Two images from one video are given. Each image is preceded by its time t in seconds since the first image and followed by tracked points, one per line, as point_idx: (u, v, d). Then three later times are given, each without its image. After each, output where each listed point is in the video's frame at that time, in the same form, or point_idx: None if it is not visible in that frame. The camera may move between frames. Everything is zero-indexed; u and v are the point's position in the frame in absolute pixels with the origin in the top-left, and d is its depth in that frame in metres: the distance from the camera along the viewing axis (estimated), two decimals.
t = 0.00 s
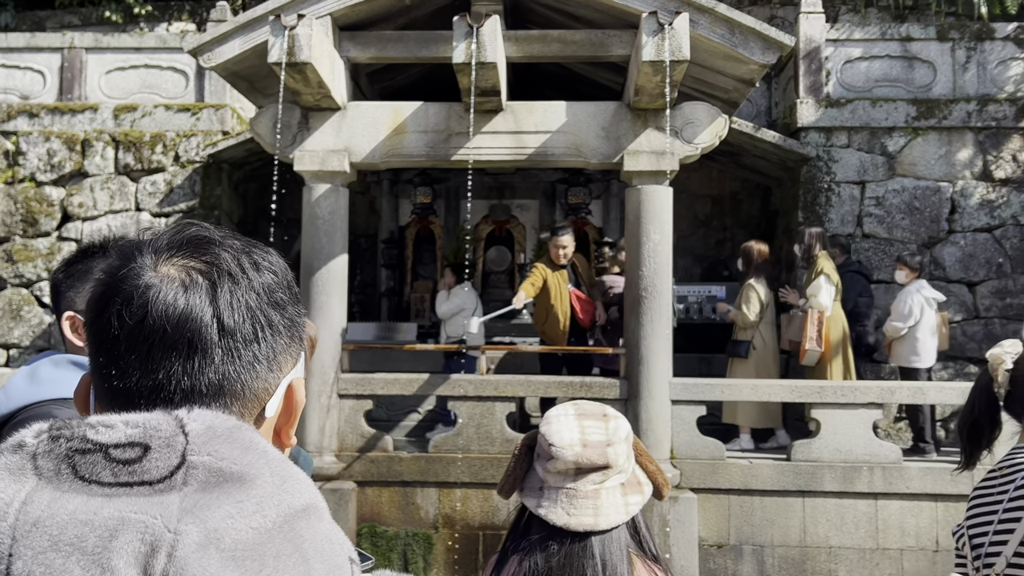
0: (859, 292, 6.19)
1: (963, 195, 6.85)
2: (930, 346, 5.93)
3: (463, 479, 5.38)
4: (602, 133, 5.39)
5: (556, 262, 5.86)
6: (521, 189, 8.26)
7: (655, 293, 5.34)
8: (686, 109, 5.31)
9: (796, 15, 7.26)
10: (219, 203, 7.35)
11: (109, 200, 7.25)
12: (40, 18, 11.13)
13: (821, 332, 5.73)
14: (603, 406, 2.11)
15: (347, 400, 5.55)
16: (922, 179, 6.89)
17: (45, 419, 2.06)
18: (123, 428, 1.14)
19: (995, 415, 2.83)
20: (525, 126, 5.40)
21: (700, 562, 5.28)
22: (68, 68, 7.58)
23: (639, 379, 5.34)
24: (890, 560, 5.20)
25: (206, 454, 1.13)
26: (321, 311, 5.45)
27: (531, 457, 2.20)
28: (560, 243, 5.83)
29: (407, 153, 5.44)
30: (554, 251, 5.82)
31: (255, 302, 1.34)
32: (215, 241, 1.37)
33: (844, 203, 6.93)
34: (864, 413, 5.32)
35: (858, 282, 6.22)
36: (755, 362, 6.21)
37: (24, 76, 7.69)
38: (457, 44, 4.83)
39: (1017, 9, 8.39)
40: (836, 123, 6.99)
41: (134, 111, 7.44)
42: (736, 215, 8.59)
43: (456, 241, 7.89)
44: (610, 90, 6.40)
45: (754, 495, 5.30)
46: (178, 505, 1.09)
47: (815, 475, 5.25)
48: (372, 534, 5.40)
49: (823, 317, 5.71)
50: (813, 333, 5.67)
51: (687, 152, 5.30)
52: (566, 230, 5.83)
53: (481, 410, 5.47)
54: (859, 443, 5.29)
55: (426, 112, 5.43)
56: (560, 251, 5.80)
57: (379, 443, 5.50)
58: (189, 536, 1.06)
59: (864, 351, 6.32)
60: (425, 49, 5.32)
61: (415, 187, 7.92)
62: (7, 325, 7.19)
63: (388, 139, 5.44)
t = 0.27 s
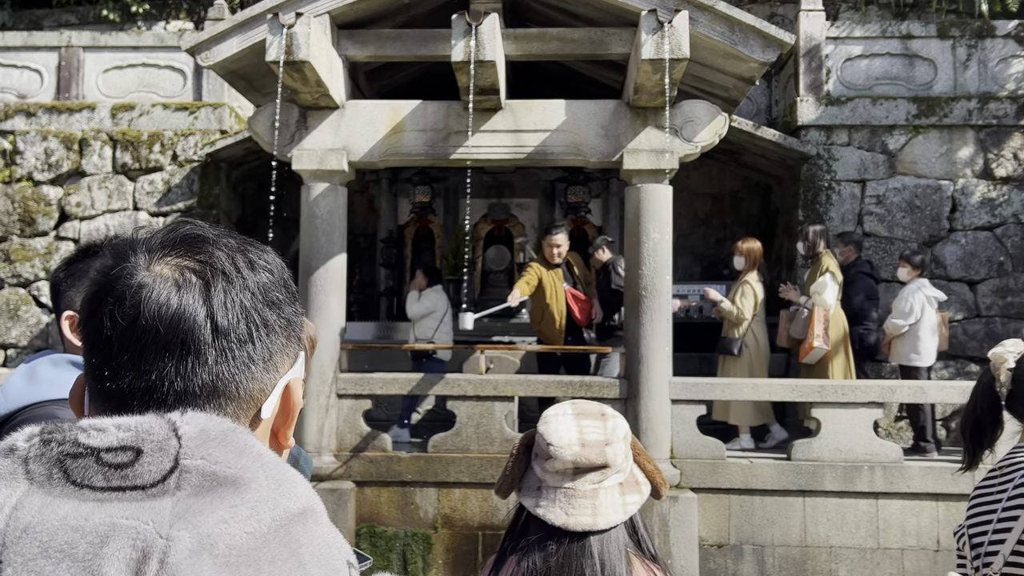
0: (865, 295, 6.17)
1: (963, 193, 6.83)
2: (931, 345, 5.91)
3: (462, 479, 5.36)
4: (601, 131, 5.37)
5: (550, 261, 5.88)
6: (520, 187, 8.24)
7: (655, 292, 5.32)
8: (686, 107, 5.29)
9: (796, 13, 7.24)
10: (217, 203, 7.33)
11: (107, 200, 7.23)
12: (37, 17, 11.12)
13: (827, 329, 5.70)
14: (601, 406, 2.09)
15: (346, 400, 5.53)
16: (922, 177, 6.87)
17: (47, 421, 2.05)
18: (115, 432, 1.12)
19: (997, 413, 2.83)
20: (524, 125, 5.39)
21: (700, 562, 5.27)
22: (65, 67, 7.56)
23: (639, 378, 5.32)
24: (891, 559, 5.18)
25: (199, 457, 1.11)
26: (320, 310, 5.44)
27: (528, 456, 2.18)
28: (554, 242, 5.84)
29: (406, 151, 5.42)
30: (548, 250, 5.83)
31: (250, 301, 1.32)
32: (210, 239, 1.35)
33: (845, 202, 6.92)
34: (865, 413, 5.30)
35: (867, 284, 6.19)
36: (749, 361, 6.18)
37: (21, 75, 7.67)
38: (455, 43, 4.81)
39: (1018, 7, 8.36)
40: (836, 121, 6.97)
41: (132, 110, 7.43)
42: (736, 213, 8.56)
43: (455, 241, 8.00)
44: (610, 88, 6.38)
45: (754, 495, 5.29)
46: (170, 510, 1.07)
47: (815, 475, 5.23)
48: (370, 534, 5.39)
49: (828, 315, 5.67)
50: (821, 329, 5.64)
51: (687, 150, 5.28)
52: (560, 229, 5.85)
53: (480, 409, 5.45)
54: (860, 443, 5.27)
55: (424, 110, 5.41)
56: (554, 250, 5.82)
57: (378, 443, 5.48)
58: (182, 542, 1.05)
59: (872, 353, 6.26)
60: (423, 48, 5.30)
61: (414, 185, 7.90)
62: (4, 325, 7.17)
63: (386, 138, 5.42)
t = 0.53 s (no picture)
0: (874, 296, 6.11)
1: (964, 192, 6.81)
2: (931, 343, 5.90)
3: (461, 479, 5.34)
4: (600, 131, 5.35)
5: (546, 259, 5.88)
6: (519, 186, 8.23)
7: (654, 291, 5.30)
8: (685, 106, 5.27)
9: (796, 12, 7.22)
10: (214, 203, 7.32)
11: (104, 200, 7.22)
12: (34, 17, 11.10)
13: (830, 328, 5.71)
14: (599, 405, 2.07)
15: (344, 400, 5.51)
16: (922, 176, 6.85)
17: (48, 421, 2.03)
18: (114, 433, 1.11)
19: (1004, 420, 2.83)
20: (523, 124, 5.37)
21: (700, 562, 5.25)
22: (62, 67, 7.55)
23: (638, 378, 5.30)
24: (891, 559, 5.17)
25: (199, 459, 1.10)
26: (319, 310, 5.42)
27: (526, 456, 2.16)
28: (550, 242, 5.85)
29: (405, 151, 5.39)
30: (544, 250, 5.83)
31: (251, 302, 1.30)
32: (211, 239, 1.33)
33: (845, 201, 6.90)
34: (865, 412, 5.28)
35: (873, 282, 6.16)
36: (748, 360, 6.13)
37: (18, 75, 7.65)
38: (453, 42, 4.79)
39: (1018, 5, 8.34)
40: (836, 120, 6.95)
41: (129, 110, 7.41)
42: (735, 213, 8.54)
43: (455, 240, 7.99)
44: (608, 87, 6.36)
45: (754, 494, 5.27)
46: (170, 512, 1.05)
47: (815, 474, 5.21)
48: (369, 534, 5.37)
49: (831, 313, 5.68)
50: (825, 328, 5.67)
51: (686, 149, 5.26)
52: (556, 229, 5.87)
53: (479, 409, 5.43)
54: (860, 442, 5.26)
55: (423, 109, 5.39)
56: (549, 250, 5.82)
57: (376, 443, 5.46)
58: (181, 544, 1.03)
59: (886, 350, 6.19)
60: (422, 47, 5.28)
61: (413, 185, 7.84)
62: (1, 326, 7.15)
63: (385, 137, 5.40)
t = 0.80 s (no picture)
0: (874, 294, 6.04)
1: (964, 192, 6.80)
2: (932, 343, 5.89)
3: (460, 480, 5.33)
4: (599, 130, 5.34)
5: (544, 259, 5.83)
6: (518, 186, 8.23)
7: (654, 292, 5.28)
8: (684, 106, 5.25)
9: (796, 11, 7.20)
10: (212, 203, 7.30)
11: (102, 200, 7.20)
12: (31, 17, 11.09)
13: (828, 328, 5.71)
14: (598, 406, 2.05)
15: (343, 401, 5.49)
16: (922, 175, 6.84)
17: (50, 422, 2.02)
18: (115, 436, 1.08)
19: None
20: (521, 124, 5.35)
21: (700, 563, 5.23)
22: (59, 67, 7.53)
23: (638, 378, 5.29)
24: (891, 560, 5.15)
25: (200, 462, 1.08)
26: (317, 311, 5.40)
27: (525, 457, 2.14)
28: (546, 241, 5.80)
29: (403, 150, 5.38)
30: (541, 250, 5.78)
31: (249, 307, 1.28)
32: (208, 243, 1.30)
33: (845, 200, 6.89)
34: (865, 412, 5.26)
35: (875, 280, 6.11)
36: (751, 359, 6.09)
37: (15, 75, 7.63)
38: (452, 41, 4.77)
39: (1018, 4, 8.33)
40: (836, 119, 6.93)
41: (127, 110, 7.39)
42: (735, 213, 8.51)
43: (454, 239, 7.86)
44: (607, 86, 6.34)
45: (753, 495, 5.25)
46: (171, 515, 1.04)
47: (815, 475, 5.20)
48: (368, 536, 5.35)
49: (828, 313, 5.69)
50: (822, 328, 5.66)
51: (685, 149, 5.25)
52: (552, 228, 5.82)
53: (478, 410, 5.42)
54: (860, 443, 5.24)
55: (421, 109, 5.38)
56: (547, 249, 5.77)
57: (375, 444, 5.44)
58: (182, 548, 1.01)
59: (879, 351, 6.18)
60: (420, 46, 5.26)
61: (412, 186, 7.67)
62: None
63: (383, 137, 5.38)
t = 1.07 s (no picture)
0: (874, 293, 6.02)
1: (964, 191, 6.79)
2: (933, 343, 5.88)
3: (459, 482, 5.31)
4: (599, 130, 5.32)
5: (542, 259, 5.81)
6: (517, 187, 8.22)
7: (653, 292, 5.27)
8: (684, 106, 5.24)
9: (795, 10, 7.19)
10: (210, 203, 7.28)
11: (99, 201, 7.18)
12: (28, 17, 11.08)
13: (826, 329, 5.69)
14: (598, 406, 2.04)
15: (342, 402, 5.48)
16: (922, 175, 6.83)
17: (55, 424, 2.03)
18: (112, 439, 1.06)
19: None
20: (520, 124, 5.34)
21: (700, 564, 5.22)
22: (57, 67, 7.51)
23: (637, 379, 5.27)
24: (892, 561, 5.13)
25: (197, 465, 1.06)
26: (316, 312, 5.39)
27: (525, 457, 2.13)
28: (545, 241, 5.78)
29: (402, 151, 5.36)
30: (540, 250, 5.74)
31: (239, 320, 1.26)
32: (194, 255, 1.27)
33: (845, 200, 6.87)
34: (865, 413, 5.25)
35: (873, 279, 6.06)
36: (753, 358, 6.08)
37: (12, 75, 7.61)
38: (450, 41, 4.75)
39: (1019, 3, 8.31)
40: (836, 119, 6.92)
41: (124, 110, 7.37)
42: (735, 213, 8.49)
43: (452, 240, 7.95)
44: (607, 86, 6.32)
45: (754, 496, 5.23)
46: (168, 520, 1.02)
47: (815, 476, 5.18)
48: (367, 537, 5.33)
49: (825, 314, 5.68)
50: (820, 330, 5.65)
51: (685, 149, 5.23)
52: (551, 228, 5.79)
53: (477, 411, 5.40)
54: (861, 443, 5.22)
55: (420, 109, 5.36)
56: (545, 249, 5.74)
57: (374, 446, 5.42)
58: (179, 552, 1.00)
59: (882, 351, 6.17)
60: (418, 46, 5.24)
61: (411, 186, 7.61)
62: None
63: (382, 137, 5.37)
